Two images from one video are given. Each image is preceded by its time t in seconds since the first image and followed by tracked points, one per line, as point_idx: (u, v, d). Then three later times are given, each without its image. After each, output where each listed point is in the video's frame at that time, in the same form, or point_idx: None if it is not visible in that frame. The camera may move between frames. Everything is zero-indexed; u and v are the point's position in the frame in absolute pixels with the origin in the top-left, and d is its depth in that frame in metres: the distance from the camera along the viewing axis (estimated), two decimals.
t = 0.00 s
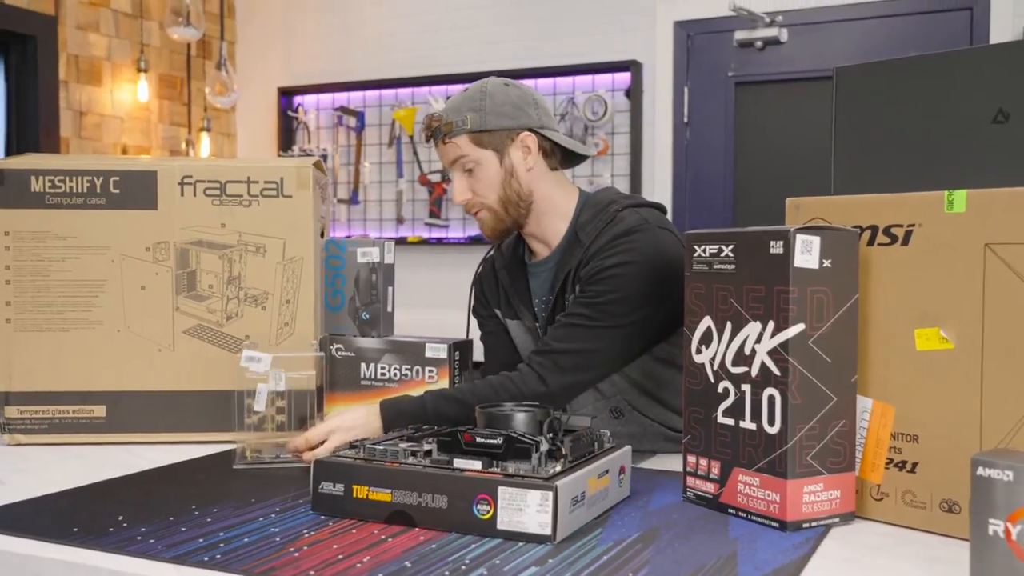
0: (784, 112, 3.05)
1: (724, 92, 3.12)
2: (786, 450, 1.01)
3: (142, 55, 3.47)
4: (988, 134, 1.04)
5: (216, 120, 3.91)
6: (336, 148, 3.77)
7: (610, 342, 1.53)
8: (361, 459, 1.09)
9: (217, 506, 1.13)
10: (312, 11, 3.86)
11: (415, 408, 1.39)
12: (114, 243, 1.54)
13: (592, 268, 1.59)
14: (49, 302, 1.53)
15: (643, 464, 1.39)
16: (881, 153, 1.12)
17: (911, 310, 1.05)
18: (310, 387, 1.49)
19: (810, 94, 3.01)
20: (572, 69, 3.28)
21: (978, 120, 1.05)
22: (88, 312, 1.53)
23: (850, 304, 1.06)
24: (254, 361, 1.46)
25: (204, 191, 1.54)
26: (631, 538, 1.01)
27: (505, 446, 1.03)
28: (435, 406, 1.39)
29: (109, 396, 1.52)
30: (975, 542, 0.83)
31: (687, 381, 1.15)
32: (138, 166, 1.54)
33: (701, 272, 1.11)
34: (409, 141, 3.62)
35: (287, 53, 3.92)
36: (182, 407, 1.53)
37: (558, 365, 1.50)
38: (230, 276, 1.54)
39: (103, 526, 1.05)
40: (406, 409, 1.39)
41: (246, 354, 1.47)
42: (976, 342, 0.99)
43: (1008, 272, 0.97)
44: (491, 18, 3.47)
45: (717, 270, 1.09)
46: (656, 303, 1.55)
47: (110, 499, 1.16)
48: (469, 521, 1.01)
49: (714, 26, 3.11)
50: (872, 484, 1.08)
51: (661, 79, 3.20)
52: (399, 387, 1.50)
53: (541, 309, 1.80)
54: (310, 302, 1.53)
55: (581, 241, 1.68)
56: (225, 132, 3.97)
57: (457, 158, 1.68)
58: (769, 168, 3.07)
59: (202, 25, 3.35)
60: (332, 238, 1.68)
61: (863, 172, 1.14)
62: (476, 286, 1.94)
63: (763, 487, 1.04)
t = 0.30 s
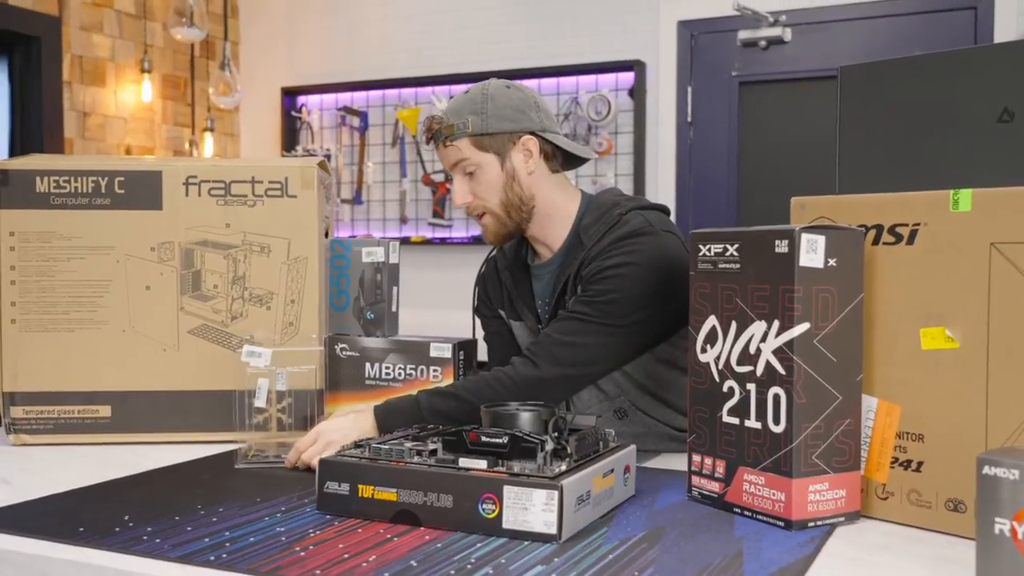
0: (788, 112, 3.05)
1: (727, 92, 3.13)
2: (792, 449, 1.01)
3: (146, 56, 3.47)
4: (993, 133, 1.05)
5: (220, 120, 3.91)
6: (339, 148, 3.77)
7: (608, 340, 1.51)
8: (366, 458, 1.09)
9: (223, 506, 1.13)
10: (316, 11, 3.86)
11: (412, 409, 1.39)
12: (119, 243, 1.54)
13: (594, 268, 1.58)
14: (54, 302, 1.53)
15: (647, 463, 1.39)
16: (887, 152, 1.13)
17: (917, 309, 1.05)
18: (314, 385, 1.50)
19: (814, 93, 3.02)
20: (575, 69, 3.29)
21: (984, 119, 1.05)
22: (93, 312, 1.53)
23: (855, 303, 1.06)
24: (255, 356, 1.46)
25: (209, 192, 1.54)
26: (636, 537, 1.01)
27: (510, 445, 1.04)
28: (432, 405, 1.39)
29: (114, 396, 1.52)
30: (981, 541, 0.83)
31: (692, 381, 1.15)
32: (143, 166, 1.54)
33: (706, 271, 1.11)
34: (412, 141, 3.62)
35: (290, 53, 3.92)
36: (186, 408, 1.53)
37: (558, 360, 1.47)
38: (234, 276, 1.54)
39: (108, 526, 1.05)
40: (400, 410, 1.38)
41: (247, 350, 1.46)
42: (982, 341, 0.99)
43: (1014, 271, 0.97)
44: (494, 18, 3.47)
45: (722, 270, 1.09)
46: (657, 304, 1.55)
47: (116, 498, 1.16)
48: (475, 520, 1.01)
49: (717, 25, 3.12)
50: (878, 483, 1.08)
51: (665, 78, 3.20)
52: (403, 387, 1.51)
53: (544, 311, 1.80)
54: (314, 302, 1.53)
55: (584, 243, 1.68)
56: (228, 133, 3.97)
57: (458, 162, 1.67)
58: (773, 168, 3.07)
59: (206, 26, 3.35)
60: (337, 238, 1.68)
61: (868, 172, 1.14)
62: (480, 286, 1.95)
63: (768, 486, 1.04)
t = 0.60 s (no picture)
0: (793, 111, 3.05)
1: (732, 92, 3.12)
2: (797, 449, 1.01)
3: (150, 57, 3.48)
4: (999, 132, 1.05)
5: (224, 121, 3.92)
6: (344, 148, 3.78)
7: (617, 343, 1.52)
8: (370, 458, 1.09)
9: (227, 506, 1.13)
10: (320, 12, 3.87)
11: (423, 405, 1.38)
12: (124, 244, 1.54)
13: (602, 270, 1.58)
14: (59, 303, 1.54)
15: (651, 464, 1.39)
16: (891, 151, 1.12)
17: (922, 310, 1.04)
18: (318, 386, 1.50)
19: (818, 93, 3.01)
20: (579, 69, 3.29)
21: (989, 118, 1.05)
22: (97, 313, 1.54)
23: (860, 303, 1.06)
24: (281, 332, 1.51)
25: (213, 192, 1.55)
26: (641, 537, 1.01)
27: (515, 445, 1.03)
28: (445, 404, 1.38)
29: (119, 397, 1.53)
30: (987, 540, 0.83)
31: (696, 381, 1.14)
32: (148, 167, 1.54)
33: (710, 271, 1.11)
34: (417, 142, 3.62)
35: (294, 54, 3.93)
36: (190, 408, 1.53)
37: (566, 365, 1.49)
38: (239, 276, 1.54)
39: (113, 527, 1.05)
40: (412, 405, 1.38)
41: (272, 326, 1.51)
42: (988, 341, 0.99)
43: (1020, 271, 0.97)
44: (499, 19, 3.47)
45: (726, 269, 1.08)
46: (665, 305, 1.55)
47: (120, 499, 1.17)
48: (479, 520, 1.01)
49: (722, 25, 3.11)
50: (883, 483, 1.08)
51: (669, 78, 3.19)
52: (407, 388, 1.47)
53: (550, 310, 1.79)
54: (319, 302, 1.54)
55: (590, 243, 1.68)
56: (233, 134, 3.98)
57: (462, 163, 1.70)
58: (778, 168, 3.07)
59: (210, 27, 3.36)
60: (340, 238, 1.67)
61: (872, 171, 1.14)
62: (482, 286, 1.93)
63: (773, 486, 1.04)
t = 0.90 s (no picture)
0: (792, 110, 3.04)
1: (730, 91, 3.12)
2: (792, 447, 1.01)
3: (148, 55, 3.48)
4: (995, 131, 1.04)
5: (222, 119, 3.92)
6: (342, 147, 3.78)
7: (643, 327, 1.54)
8: (366, 456, 1.09)
9: (223, 504, 1.13)
10: (319, 10, 3.87)
11: (481, 359, 1.39)
12: (120, 242, 1.54)
13: (623, 254, 1.60)
14: (56, 301, 1.54)
15: (648, 462, 1.38)
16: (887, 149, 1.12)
17: (918, 308, 1.04)
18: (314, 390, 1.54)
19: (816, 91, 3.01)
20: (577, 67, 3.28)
21: (985, 117, 1.05)
22: (94, 311, 1.54)
23: (856, 301, 1.06)
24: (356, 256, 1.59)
25: (209, 190, 1.55)
26: (637, 535, 1.00)
27: (511, 443, 1.03)
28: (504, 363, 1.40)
29: (115, 394, 1.53)
30: (982, 539, 0.83)
31: (693, 379, 1.14)
32: (144, 165, 1.54)
33: (707, 270, 1.11)
34: (415, 140, 3.62)
35: (293, 53, 3.92)
36: (187, 406, 1.53)
37: (594, 354, 1.50)
38: (235, 274, 1.54)
39: (109, 524, 1.06)
40: (471, 358, 1.38)
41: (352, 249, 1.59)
42: (985, 339, 0.99)
43: (1016, 270, 0.97)
44: (497, 17, 3.47)
45: (723, 267, 1.08)
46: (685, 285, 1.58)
47: (116, 496, 1.17)
48: (474, 518, 1.01)
49: (720, 23, 3.11)
50: (879, 481, 1.08)
51: (667, 77, 3.19)
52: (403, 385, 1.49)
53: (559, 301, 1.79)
54: (316, 300, 1.54)
55: (604, 229, 1.70)
56: (231, 132, 3.98)
57: (485, 136, 1.69)
58: (776, 168, 3.07)
59: (208, 25, 3.36)
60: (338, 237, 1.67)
61: (869, 170, 1.14)
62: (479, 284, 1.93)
63: (769, 484, 1.04)
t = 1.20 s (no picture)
0: (785, 112, 3.05)
1: (724, 93, 3.13)
2: (782, 448, 1.01)
3: (142, 57, 3.48)
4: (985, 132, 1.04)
5: (216, 121, 3.92)
6: (336, 148, 3.78)
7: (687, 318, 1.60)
8: (357, 458, 1.09)
9: (215, 506, 1.13)
10: (312, 12, 3.87)
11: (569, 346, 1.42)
12: (112, 244, 1.54)
13: (663, 246, 1.63)
14: (47, 303, 1.54)
15: (640, 463, 1.39)
16: (879, 150, 1.13)
17: (909, 308, 1.05)
18: (307, 385, 1.54)
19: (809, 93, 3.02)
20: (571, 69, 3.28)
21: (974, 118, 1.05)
22: (86, 313, 1.54)
23: (845, 302, 1.06)
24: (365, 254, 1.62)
25: (202, 192, 1.55)
26: (627, 536, 1.01)
27: (501, 445, 1.04)
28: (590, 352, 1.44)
29: (108, 397, 1.53)
30: (970, 538, 0.83)
31: (684, 380, 1.15)
32: (136, 167, 1.54)
33: (697, 271, 1.11)
34: (409, 141, 3.63)
35: (286, 55, 3.92)
36: (179, 408, 1.53)
37: (657, 349, 1.55)
38: (227, 276, 1.54)
39: (100, 527, 1.06)
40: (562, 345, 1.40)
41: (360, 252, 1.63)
42: (974, 339, 0.99)
43: (1004, 270, 0.97)
44: (491, 18, 3.47)
45: (713, 269, 1.09)
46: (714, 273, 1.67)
47: (108, 499, 1.17)
48: (466, 519, 1.01)
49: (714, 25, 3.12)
50: (869, 481, 1.08)
51: (661, 79, 3.19)
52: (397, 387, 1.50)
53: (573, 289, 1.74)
54: (308, 303, 1.55)
55: (629, 218, 1.72)
56: (225, 133, 3.98)
57: (530, 116, 1.67)
58: (769, 169, 3.08)
59: (201, 27, 3.36)
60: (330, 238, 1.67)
61: (859, 172, 1.14)
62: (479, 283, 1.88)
63: (759, 485, 1.04)
